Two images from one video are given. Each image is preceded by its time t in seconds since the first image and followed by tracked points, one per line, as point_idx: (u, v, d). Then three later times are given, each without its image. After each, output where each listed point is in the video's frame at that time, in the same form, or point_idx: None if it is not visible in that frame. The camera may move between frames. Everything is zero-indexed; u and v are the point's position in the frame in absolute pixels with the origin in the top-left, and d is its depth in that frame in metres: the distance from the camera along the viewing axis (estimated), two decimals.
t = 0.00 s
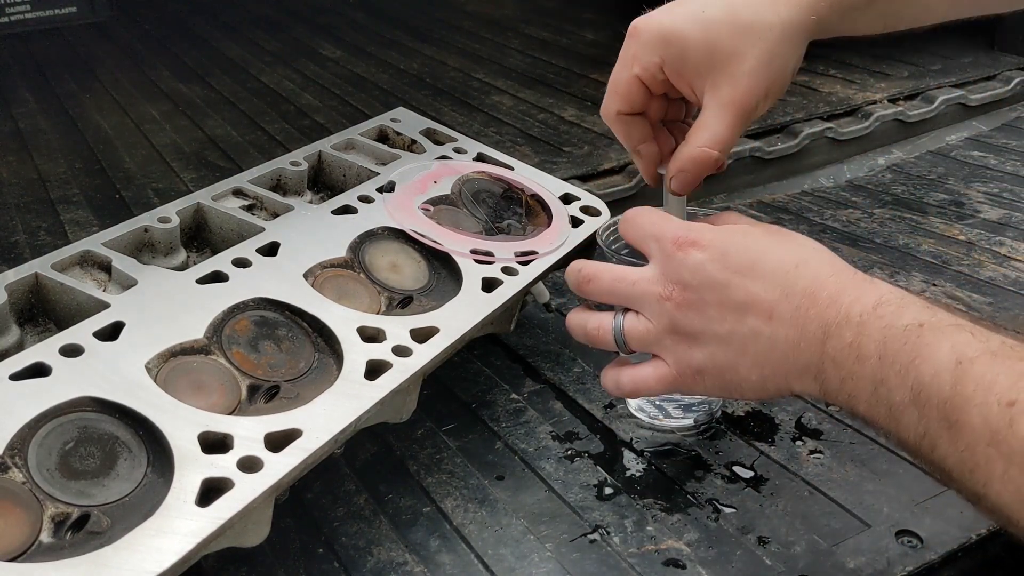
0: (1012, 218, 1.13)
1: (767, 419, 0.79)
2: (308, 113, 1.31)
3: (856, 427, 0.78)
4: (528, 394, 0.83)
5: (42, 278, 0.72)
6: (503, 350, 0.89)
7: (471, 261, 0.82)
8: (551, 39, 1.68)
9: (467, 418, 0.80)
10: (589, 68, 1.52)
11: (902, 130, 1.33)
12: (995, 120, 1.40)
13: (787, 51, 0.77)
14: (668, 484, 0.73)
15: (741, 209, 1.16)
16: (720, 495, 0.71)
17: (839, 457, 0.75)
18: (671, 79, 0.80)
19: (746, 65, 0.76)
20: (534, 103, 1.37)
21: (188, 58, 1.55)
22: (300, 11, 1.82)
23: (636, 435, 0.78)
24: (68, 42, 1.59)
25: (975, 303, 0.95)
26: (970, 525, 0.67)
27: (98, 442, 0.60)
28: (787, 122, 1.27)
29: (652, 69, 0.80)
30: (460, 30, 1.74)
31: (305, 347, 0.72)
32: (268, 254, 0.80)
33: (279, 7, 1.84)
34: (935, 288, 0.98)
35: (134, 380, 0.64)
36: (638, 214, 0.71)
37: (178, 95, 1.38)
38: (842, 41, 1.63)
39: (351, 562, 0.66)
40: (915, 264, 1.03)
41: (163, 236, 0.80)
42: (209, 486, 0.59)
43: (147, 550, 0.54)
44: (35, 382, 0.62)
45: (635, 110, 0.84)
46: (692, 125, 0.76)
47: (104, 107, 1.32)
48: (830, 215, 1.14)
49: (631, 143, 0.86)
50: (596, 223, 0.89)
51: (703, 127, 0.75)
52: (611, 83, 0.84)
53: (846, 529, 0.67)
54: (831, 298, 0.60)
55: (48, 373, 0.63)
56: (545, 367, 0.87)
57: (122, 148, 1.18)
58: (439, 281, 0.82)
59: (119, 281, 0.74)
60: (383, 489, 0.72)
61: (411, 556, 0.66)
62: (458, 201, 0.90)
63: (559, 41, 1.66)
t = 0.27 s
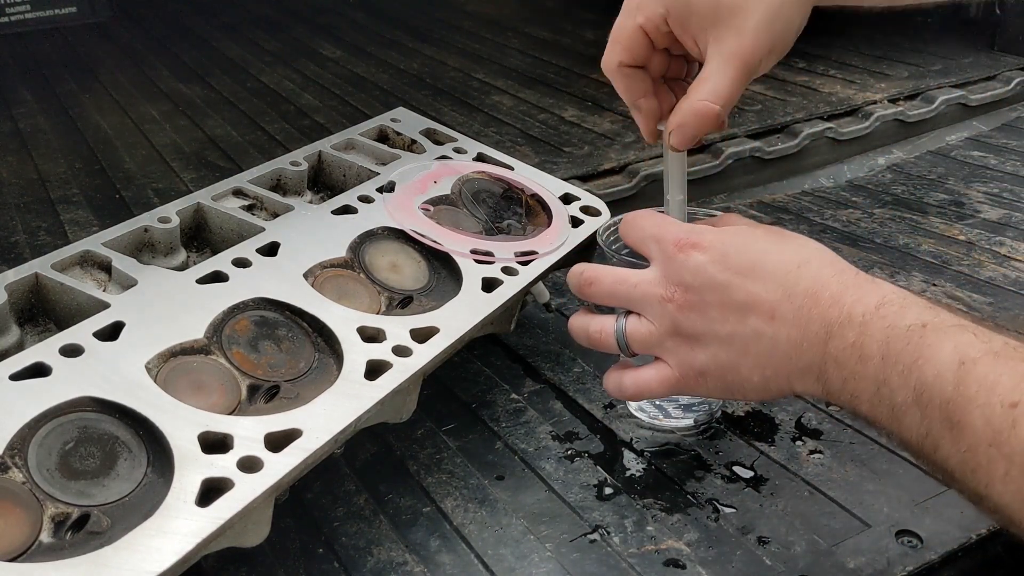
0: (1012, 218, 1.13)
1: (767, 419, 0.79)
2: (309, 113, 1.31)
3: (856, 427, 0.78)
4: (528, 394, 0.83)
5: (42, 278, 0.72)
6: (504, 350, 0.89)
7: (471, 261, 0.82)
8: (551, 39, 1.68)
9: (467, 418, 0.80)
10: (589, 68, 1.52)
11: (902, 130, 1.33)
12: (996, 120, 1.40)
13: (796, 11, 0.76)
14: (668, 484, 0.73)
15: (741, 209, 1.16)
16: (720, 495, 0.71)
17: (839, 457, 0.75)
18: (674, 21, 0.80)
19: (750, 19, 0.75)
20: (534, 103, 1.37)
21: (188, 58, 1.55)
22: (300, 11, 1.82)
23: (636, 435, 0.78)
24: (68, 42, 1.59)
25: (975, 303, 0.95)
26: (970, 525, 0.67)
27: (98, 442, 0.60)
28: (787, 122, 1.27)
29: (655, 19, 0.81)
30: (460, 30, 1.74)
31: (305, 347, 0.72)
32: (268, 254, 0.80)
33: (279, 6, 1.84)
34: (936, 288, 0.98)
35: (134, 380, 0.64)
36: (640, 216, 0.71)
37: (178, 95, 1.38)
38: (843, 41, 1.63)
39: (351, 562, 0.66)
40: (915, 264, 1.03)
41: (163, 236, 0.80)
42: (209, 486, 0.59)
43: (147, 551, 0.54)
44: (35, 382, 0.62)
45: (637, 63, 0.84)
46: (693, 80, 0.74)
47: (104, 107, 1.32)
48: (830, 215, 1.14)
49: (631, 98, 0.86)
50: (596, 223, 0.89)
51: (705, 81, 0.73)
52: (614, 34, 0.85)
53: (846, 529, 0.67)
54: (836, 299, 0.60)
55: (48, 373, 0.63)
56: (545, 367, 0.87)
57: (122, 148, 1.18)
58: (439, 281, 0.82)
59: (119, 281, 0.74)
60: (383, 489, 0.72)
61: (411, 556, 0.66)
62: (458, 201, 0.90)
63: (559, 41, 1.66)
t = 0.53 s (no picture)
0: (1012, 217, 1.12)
1: (767, 419, 0.79)
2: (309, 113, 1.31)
3: (856, 427, 0.78)
4: (528, 394, 0.83)
5: (43, 278, 0.73)
6: (504, 350, 0.89)
7: (471, 261, 0.82)
8: (552, 39, 1.68)
9: (467, 418, 0.80)
10: (589, 68, 1.52)
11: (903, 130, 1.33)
12: (996, 120, 1.40)
13: None
14: (668, 484, 0.73)
15: (742, 209, 1.16)
16: (720, 495, 0.71)
17: (839, 457, 0.75)
18: None
19: None
20: (534, 103, 1.37)
21: (188, 58, 1.55)
22: (301, 11, 1.82)
23: (636, 435, 0.78)
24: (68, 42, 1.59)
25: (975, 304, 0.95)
26: (970, 524, 0.67)
27: (98, 442, 0.60)
28: (787, 122, 1.27)
29: None
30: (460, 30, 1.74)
31: (305, 347, 0.72)
32: (268, 254, 0.80)
33: (279, 7, 1.84)
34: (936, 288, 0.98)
35: (133, 380, 0.64)
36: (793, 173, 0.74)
37: (178, 95, 1.38)
38: (843, 41, 1.63)
39: (351, 562, 0.66)
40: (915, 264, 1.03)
41: (163, 236, 0.80)
42: (209, 486, 0.59)
43: (147, 550, 0.54)
44: (35, 382, 0.62)
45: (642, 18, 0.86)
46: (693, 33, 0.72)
47: (104, 108, 1.32)
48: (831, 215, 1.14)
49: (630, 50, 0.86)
50: (596, 223, 0.89)
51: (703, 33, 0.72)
52: None
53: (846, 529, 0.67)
54: (968, 228, 0.64)
55: (48, 373, 0.63)
56: (545, 367, 0.87)
57: (122, 148, 1.18)
58: (439, 281, 0.82)
59: (119, 281, 0.74)
60: (383, 488, 0.72)
61: (411, 556, 0.66)
62: (458, 201, 0.90)
63: (558, 42, 1.66)
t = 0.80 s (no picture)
0: (1012, 218, 1.12)
1: (767, 419, 0.79)
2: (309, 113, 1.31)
3: (857, 427, 0.78)
4: (528, 394, 0.83)
5: (43, 279, 0.73)
6: (504, 350, 0.89)
7: (471, 261, 0.82)
8: (552, 39, 1.68)
9: (467, 418, 0.80)
10: (589, 68, 1.52)
11: (903, 130, 1.33)
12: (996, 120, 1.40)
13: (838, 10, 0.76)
14: (668, 484, 0.73)
15: (741, 209, 1.16)
16: (721, 496, 0.71)
17: (839, 457, 0.75)
18: None
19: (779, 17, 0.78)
20: (534, 103, 1.37)
21: (188, 57, 1.55)
22: (301, 11, 1.82)
23: (636, 436, 0.78)
24: (68, 42, 1.59)
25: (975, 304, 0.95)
26: (971, 525, 0.67)
27: (97, 442, 0.60)
28: (787, 123, 1.27)
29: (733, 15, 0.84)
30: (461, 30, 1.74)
31: (305, 347, 0.72)
32: (268, 254, 0.80)
33: (279, 7, 1.84)
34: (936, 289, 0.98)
35: (133, 380, 0.64)
36: (832, 146, 0.68)
37: (178, 95, 1.38)
38: (843, 41, 1.63)
39: (351, 562, 0.66)
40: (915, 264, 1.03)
41: (163, 236, 0.80)
42: (209, 486, 0.59)
43: (147, 551, 0.54)
44: (34, 382, 0.62)
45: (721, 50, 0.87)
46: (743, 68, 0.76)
47: (104, 108, 1.32)
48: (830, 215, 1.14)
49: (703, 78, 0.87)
50: (596, 223, 0.89)
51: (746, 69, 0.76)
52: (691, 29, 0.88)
53: (847, 530, 0.67)
54: (970, 298, 0.58)
55: (47, 373, 0.63)
56: (544, 367, 0.87)
57: (122, 148, 1.18)
58: (439, 281, 0.82)
59: (119, 281, 0.74)
60: (384, 489, 0.72)
61: (411, 556, 0.66)
62: (458, 201, 0.90)
63: (558, 42, 1.66)
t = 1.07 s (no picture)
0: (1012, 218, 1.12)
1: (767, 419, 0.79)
2: (309, 113, 1.31)
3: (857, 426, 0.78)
4: (528, 394, 0.83)
5: (43, 278, 0.73)
6: (504, 350, 0.89)
7: (471, 261, 0.82)
8: (552, 39, 1.68)
9: (467, 418, 0.80)
10: (589, 68, 1.52)
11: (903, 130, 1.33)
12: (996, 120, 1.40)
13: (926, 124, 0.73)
14: (668, 484, 0.73)
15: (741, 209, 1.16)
16: (720, 496, 0.71)
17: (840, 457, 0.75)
18: None
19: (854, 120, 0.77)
20: (534, 103, 1.37)
21: (188, 58, 1.55)
22: (300, 11, 1.82)
23: (636, 436, 0.78)
24: (68, 42, 1.59)
25: (975, 304, 0.95)
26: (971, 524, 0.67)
27: (97, 442, 0.60)
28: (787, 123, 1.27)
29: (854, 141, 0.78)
30: (460, 30, 1.74)
31: (305, 348, 0.72)
32: (268, 254, 0.80)
33: (279, 7, 1.84)
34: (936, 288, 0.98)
35: (134, 380, 0.64)
36: (746, 256, 0.62)
37: (178, 95, 1.38)
38: (843, 41, 1.63)
39: (351, 562, 0.66)
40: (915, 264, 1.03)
41: (163, 236, 0.80)
42: (209, 486, 0.59)
43: (147, 550, 0.54)
44: (35, 382, 0.62)
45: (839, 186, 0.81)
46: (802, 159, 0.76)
47: (104, 108, 1.32)
48: (830, 215, 1.14)
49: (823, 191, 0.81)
50: (596, 223, 0.89)
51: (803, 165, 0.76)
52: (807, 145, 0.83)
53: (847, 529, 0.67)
54: (930, 427, 0.54)
55: (47, 373, 0.63)
56: (545, 367, 0.87)
57: (122, 147, 1.18)
58: (439, 281, 0.82)
59: (119, 281, 0.74)
60: (384, 489, 0.72)
61: (411, 556, 0.66)
62: (458, 201, 0.90)
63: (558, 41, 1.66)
